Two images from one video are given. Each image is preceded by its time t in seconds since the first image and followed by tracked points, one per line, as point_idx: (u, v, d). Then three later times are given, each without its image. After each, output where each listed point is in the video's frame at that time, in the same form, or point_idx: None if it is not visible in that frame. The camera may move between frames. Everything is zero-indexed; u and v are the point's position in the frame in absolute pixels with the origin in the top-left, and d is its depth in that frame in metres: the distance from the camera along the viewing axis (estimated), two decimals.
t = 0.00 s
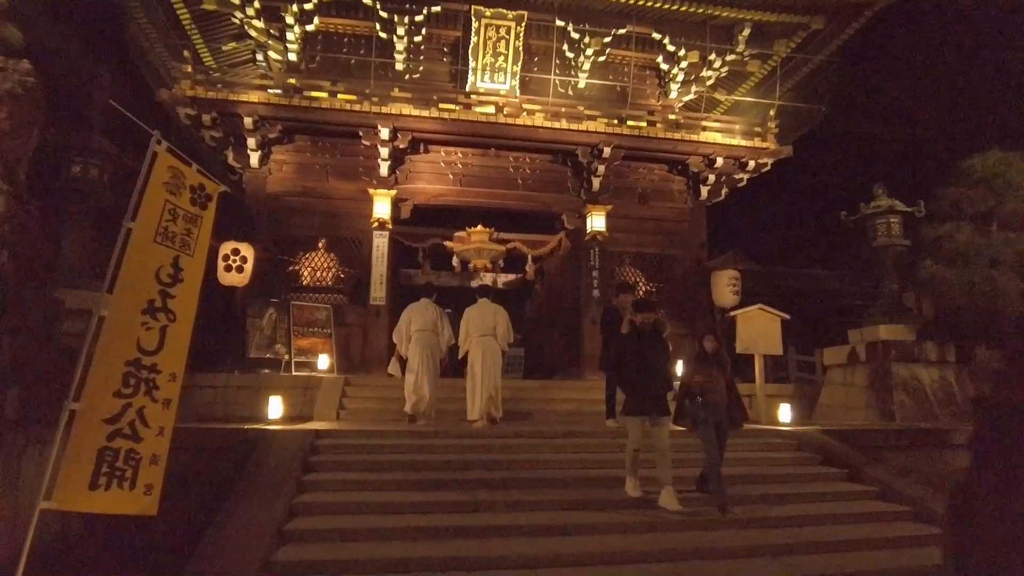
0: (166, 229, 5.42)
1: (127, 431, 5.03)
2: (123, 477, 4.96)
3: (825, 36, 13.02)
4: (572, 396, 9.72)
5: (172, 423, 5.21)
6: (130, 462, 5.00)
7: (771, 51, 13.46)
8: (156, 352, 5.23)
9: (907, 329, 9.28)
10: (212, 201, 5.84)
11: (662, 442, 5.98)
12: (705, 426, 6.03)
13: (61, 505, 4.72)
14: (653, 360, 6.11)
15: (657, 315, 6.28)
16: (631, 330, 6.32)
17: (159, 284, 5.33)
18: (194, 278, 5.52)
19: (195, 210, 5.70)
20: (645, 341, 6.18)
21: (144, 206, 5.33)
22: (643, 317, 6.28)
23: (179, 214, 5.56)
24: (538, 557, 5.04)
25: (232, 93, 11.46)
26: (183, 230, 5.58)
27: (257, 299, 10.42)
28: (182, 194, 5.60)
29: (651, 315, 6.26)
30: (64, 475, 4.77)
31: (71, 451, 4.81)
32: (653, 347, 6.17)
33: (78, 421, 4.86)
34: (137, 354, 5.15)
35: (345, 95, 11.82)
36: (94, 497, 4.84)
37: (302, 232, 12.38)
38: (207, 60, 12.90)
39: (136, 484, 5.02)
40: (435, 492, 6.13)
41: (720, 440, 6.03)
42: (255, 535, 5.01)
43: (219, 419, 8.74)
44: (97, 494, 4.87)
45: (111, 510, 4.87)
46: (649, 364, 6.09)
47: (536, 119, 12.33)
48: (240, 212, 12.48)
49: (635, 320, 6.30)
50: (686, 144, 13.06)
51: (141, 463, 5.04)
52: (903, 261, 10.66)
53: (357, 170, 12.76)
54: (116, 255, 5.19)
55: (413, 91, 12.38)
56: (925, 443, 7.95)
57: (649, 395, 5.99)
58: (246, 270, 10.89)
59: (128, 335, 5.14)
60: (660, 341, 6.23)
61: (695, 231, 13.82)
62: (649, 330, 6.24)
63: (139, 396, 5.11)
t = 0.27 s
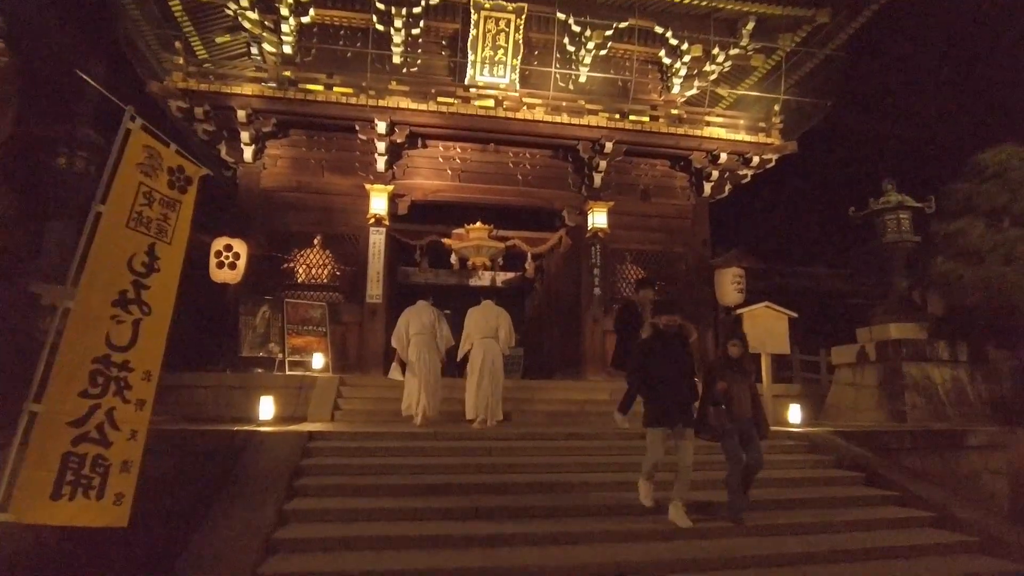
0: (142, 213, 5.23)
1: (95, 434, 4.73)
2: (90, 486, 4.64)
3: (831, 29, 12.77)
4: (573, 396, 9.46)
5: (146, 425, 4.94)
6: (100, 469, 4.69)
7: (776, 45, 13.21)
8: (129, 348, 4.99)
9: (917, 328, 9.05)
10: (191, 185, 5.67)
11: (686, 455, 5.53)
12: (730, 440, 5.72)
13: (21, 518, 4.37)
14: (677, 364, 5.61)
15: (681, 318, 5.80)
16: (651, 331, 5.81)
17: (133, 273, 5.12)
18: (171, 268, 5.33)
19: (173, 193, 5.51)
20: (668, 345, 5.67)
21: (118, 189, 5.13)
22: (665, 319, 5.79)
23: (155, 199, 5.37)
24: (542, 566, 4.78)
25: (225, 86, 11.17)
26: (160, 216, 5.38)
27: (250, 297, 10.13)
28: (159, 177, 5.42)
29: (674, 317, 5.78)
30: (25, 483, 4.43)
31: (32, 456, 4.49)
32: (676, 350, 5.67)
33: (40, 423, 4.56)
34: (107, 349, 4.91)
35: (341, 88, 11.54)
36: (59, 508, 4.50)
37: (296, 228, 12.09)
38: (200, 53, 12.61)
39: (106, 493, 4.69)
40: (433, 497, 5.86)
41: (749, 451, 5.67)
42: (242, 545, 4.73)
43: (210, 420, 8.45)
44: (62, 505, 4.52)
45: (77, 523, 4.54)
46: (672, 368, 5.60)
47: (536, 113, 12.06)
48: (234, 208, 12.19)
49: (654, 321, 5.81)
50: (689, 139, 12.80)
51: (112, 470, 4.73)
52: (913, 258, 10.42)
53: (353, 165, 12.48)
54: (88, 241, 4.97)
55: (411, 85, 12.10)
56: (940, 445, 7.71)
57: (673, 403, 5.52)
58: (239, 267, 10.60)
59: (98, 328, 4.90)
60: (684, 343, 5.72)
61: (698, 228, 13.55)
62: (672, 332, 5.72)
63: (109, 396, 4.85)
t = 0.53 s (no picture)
0: (105, 198, 4.84)
1: (49, 442, 4.40)
2: (43, 499, 4.32)
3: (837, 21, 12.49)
4: (575, 397, 9.17)
5: (108, 430, 4.61)
6: (55, 480, 4.37)
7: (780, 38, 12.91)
8: (88, 346, 4.63)
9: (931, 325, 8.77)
10: (162, 166, 5.27)
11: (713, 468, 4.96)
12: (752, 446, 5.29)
13: None
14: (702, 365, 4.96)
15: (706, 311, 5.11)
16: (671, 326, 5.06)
17: (95, 263, 4.75)
18: (139, 257, 4.96)
19: (142, 174, 5.12)
20: (693, 345, 4.98)
21: (78, 171, 4.75)
22: (687, 313, 5.08)
23: (121, 181, 4.98)
24: None
25: (218, 78, 10.88)
26: (126, 199, 5.00)
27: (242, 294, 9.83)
28: (125, 158, 5.03)
29: (698, 311, 5.07)
30: None
31: None
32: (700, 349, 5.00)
33: None
34: (65, 347, 4.55)
35: (336, 80, 11.25)
36: (10, 523, 4.19)
37: (291, 225, 11.80)
38: (192, 45, 12.32)
39: (60, 508, 4.36)
40: (430, 504, 5.57)
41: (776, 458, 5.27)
42: (223, 557, 4.44)
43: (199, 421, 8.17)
44: (12, 520, 4.20)
45: (28, 540, 4.22)
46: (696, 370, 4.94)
47: (536, 107, 11.79)
48: (226, 204, 11.89)
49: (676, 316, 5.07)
50: (692, 133, 12.53)
51: (68, 481, 4.41)
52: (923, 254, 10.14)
53: (348, 160, 12.20)
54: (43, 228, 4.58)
55: (408, 77, 11.81)
56: (954, 447, 7.44)
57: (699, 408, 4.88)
58: (231, 263, 10.30)
59: (55, 323, 4.53)
60: (709, 340, 5.05)
61: (701, 225, 13.27)
62: (695, 329, 5.03)
63: (66, 399, 4.50)
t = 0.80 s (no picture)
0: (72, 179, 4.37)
1: (6, 452, 4.00)
2: None
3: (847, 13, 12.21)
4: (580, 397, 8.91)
5: (72, 441, 4.22)
6: (12, 494, 3.99)
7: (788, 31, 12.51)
8: (50, 347, 4.19)
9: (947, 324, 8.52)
10: (139, 147, 4.82)
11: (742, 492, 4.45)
12: (789, 462, 4.86)
13: None
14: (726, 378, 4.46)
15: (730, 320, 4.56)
16: (693, 336, 4.57)
17: (60, 252, 4.29)
18: (110, 247, 4.52)
19: (117, 154, 4.67)
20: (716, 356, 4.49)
21: (42, 147, 4.25)
22: (710, 323, 4.54)
23: (91, 160, 4.51)
24: None
25: (214, 71, 10.63)
26: (98, 181, 4.54)
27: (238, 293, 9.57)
28: (96, 134, 4.56)
29: (722, 319, 4.54)
30: None
31: None
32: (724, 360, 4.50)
33: None
34: (22, 347, 4.10)
35: (335, 74, 11.00)
36: None
37: (288, 222, 11.55)
38: (188, 39, 12.07)
39: (20, 525, 3.99)
40: (431, 512, 5.31)
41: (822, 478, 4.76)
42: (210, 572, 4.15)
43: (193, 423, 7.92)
44: None
45: None
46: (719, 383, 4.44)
47: (539, 101, 11.52)
48: (222, 200, 11.64)
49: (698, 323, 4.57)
50: (699, 128, 12.28)
51: (28, 496, 4.02)
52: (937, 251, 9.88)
53: (347, 156, 11.94)
54: None
55: (408, 71, 11.56)
56: (974, 449, 7.20)
57: (727, 428, 4.35)
58: (227, 261, 10.05)
59: (10, 319, 4.07)
60: (737, 350, 4.54)
61: (707, 222, 13.01)
62: (719, 339, 4.51)
63: (24, 404, 4.08)
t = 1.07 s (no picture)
0: (35, 144, 4.08)
1: None
2: None
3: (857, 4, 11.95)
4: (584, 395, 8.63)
5: (32, 437, 3.91)
6: None
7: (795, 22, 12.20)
8: (11, 329, 3.85)
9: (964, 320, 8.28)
10: (110, 113, 4.56)
11: (785, 495, 4.15)
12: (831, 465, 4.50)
13: None
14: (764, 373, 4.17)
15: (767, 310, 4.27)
16: (725, 326, 4.29)
17: (22, 224, 3.97)
18: (77, 221, 4.25)
19: (84, 120, 4.41)
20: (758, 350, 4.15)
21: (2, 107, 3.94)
22: (743, 312, 4.27)
23: (55, 125, 4.21)
24: None
25: (208, 61, 10.33)
26: (63, 148, 4.25)
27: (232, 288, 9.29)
28: (60, 97, 4.28)
29: (757, 309, 4.25)
30: None
31: None
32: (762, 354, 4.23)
33: None
34: None
35: (332, 64, 10.72)
36: None
37: (284, 216, 11.27)
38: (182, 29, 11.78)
39: None
40: (433, 515, 5.03)
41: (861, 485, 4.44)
42: None
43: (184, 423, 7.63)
44: None
45: None
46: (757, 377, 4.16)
47: (542, 93, 11.22)
48: (216, 194, 11.35)
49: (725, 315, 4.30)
50: (704, 121, 12.00)
51: None
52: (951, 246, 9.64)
53: (345, 149, 11.66)
54: None
55: (408, 62, 11.29)
56: (994, 449, 6.96)
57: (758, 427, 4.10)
58: (220, 256, 9.76)
59: None
60: (773, 344, 4.26)
61: (712, 217, 12.77)
62: (754, 330, 4.25)
63: None
